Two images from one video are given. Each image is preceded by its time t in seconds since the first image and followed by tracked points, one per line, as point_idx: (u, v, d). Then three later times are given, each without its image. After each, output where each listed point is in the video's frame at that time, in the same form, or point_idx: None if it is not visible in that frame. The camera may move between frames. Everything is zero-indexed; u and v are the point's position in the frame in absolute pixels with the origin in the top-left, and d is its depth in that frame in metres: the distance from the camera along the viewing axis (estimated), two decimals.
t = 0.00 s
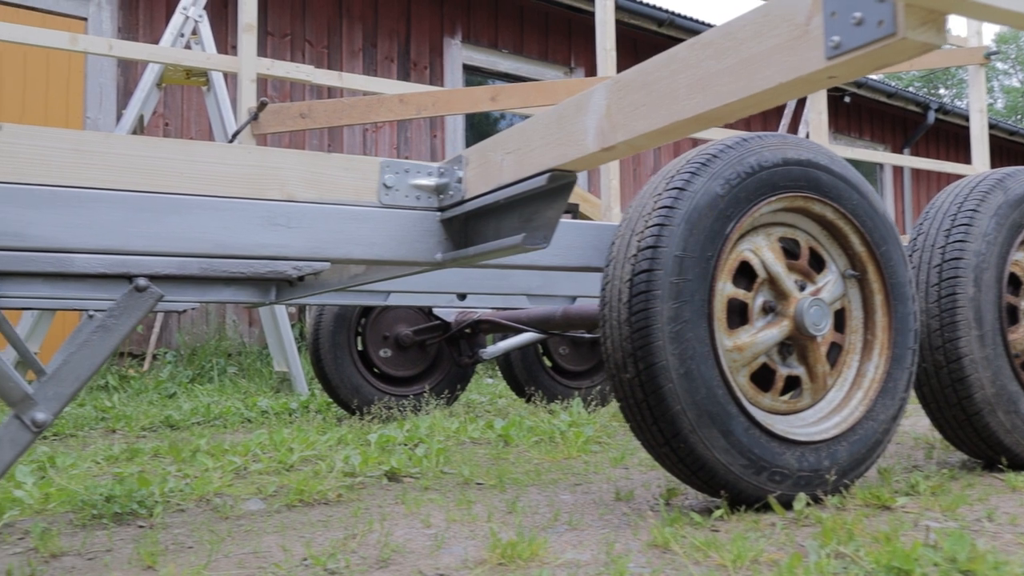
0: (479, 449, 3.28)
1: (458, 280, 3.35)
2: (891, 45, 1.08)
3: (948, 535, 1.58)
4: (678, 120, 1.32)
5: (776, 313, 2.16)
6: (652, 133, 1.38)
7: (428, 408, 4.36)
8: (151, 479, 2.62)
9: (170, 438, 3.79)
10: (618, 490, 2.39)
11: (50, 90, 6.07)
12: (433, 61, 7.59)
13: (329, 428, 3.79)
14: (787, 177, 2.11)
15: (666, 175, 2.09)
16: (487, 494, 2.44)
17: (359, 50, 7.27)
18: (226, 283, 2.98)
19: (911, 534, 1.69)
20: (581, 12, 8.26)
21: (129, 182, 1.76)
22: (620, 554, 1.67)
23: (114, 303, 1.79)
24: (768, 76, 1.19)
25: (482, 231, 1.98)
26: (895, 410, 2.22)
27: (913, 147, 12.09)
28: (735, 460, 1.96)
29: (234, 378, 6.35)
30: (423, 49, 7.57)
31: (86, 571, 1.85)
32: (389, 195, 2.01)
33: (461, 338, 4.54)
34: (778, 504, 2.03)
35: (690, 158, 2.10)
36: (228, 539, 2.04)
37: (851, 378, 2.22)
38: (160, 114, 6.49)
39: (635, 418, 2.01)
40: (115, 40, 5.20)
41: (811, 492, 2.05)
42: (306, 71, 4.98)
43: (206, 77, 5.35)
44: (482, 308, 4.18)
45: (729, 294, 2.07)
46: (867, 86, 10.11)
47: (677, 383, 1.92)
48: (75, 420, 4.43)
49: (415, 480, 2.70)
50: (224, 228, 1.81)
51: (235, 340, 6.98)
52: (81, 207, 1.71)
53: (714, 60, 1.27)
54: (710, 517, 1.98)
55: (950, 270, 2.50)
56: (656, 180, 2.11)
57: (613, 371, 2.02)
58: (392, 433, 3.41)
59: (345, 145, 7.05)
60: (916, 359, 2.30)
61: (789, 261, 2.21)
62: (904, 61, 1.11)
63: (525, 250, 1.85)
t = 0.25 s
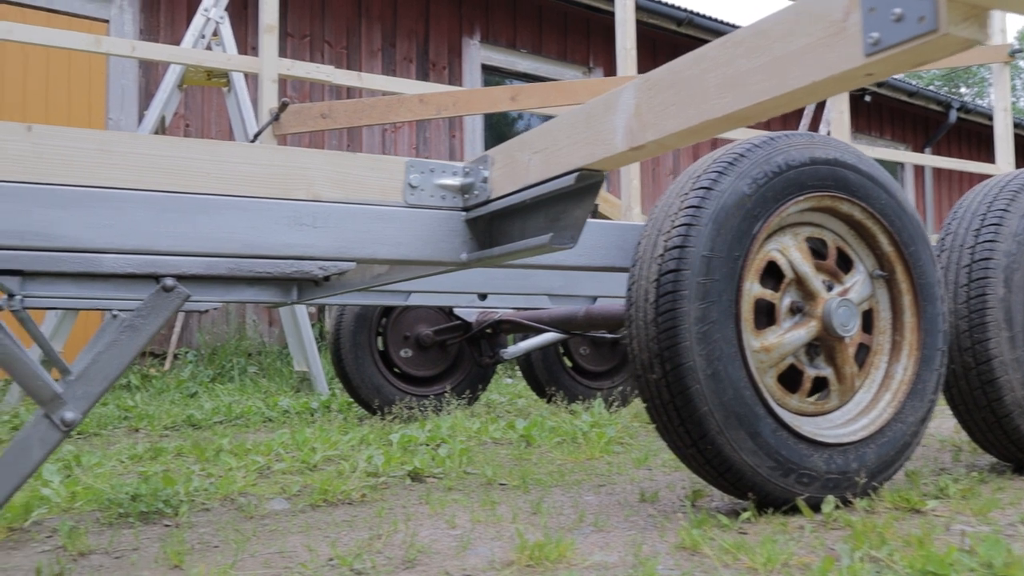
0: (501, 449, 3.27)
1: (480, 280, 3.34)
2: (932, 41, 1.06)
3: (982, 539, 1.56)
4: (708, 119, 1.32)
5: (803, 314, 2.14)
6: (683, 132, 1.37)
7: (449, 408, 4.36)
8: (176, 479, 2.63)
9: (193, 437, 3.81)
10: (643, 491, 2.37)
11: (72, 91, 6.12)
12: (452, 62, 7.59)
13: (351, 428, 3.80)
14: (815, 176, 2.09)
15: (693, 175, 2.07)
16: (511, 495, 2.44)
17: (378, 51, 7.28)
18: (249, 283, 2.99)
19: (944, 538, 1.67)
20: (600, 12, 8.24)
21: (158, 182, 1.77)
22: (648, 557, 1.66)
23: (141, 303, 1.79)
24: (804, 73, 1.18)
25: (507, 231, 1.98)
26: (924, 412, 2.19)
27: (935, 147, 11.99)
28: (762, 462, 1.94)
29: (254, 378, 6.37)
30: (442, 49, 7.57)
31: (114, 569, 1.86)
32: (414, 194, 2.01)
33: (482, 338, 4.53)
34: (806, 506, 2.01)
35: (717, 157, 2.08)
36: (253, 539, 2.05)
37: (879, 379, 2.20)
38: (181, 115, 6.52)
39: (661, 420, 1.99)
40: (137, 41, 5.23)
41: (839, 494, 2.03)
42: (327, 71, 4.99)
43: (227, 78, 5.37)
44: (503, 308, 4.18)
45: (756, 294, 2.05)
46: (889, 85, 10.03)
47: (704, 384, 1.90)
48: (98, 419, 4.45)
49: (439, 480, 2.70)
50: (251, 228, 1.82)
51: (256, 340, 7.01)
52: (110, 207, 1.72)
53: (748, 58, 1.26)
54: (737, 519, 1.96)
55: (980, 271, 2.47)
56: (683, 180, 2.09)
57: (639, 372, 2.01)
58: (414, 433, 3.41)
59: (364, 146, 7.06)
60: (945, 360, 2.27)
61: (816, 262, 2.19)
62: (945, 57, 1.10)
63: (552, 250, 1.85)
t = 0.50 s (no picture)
0: (523, 449, 3.27)
1: (501, 278, 3.33)
2: (973, 35, 1.05)
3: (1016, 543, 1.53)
4: (741, 116, 1.32)
5: (831, 313, 2.12)
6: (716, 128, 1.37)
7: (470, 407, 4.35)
8: (200, 476, 2.64)
9: (215, 435, 3.82)
10: (668, 491, 2.36)
11: (96, 91, 6.18)
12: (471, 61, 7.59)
13: (372, 426, 3.80)
14: (843, 174, 2.07)
15: (719, 173, 2.05)
16: (535, 494, 2.43)
17: (398, 50, 7.28)
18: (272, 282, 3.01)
19: (977, 541, 1.64)
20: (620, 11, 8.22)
21: (185, 181, 1.78)
22: (676, 557, 1.65)
23: (168, 302, 1.80)
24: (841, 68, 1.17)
25: (532, 230, 1.97)
26: (953, 413, 2.17)
27: (958, 145, 11.87)
28: (790, 462, 1.92)
29: (275, 376, 6.39)
30: (461, 48, 7.57)
31: (141, 566, 1.86)
32: (439, 193, 2.00)
33: (503, 337, 4.52)
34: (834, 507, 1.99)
35: (744, 155, 2.06)
36: (278, 537, 2.05)
37: (908, 380, 2.18)
38: (202, 115, 6.56)
39: (687, 419, 1.98)
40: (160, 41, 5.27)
41: (867, 496, 2.00)
42: (348, 71, 5.00)
43: (248, 78, 5.39)
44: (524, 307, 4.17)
45: (783, 293, 2.03)
46: (911, 83, 9.94)
47: (731, 383, 1.88)
48: (122, 417, 4.48)
49: (462, 479, 2.69)
50: (277, 226, 1.82)
51: (276, 339, 7.04)
52: (137, 205, 1.72)
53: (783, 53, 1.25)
54: (763, 520, 1.95)
55: (1010, 270, 2.44)
56: (709, 178, 2.08)
57: (664, 371, 2.00)
58: (436, 432, 3.40)
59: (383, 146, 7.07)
60: (975, 361, 2.24)
61: (844, 260, 2.17)
62: (986, 52, 1.08)
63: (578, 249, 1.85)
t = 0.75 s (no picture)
0: (545, 440, 3.27)
1: (523, 269, 3.33)
2: (1013, 19, 1.04)
3: None
4: (772, 104, 1.31)
5: (859, 304, 2.10)
6: (746, 117, 1.36)
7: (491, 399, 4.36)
8: (225, 466, 2.66)
9: (238, 425, 3.85)
10: (692, 483, 2.35)
11: (118, 83, 6.22)
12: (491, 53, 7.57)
13: (394, 417, 3.81)
14: (872, 164, 2.05)
15: (746, 163, 2.04)
16: (558, 485, 2.43)
17: (417, 42, 7.28)
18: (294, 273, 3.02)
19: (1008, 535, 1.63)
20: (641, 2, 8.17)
21: (211, 173, 1.77)
22: (703, 548, 1.64)
23: (195, 291, 1.81)
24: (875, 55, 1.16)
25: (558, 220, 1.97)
26: (982, 405, 2.14)
27: (982, 136, 11.74)
28: (817, 454, 1.91)
29: (295, 367, 6.42)
30: (481, 39, 7.56)
31: (168, 553, 1.88)
32: (464, 182, 1.99)
33: (524, 328, 4.51)
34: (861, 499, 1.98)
35: (771, 145, 2.05)
36: (304, 526, 2.06)
37: (936, 371, 2.16)
38: (223, 107, 6.58)
39: (713, 410, 1.97)
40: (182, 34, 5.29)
41: (895, 488, 1.99)
42: (369, 62, 5.01)
43: (269, 69, 5.40)
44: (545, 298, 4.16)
45: (810, 284, 2.02)
46: (935, 74, 9.84)
47: (757, 374, 1.87)
48: (145, 407, 4.52)
49: (485, 469, 2.69)
50: (304, 217, 1.82)
51: (296, 330, 7.07)
52: (165, 195, 1.73)
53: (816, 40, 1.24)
54: (790, 512, 1.94)
55: None
56: (736, 168, 2.06)
57: (690, 362, 1.99)
58: (458, 423, 3.41)
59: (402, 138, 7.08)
60: (1004, 353, 2.22)
61: (872, 251, 2.15)
62: None
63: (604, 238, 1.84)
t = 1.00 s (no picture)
0: (567, 427, 3.27)
1: (545, 256, 3.32)
2: None
3: None
4: (804, 88, 1.31)
5: (887, 291, 2.09)
6: (776, 101, 1.36)
7: (512, 386, 4.36)
8: (249, 451, 2.67)
9: (261, 412, 3.87)
10: (716, 470, 2.34)
11: (139, 71, 6.25)
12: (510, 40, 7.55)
13: (416, 404, 3.82)
14: (901, 149, 2.03)
15: (773, 148, 2.02)
16: (581, 471, 2.43)
17: (436, 29, 7.26)
18: (315, 259, 3.03)
19: None
20: None
21: (236, 158, 1.77)
22: (729, 535, 1.64)
23: (222, 276, 1.81)
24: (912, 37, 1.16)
25: (582, 206, 1.96)
26: (1011, 394, 2.12)
27: (1006, 123, 11.60)
28: (844, 442, 1.90)
29: (316, 354, 6.45)
30: (500, 27, 7.53)
31: (196, 536, 1.89)
32: (489, 168, 1.98)
33: (545, 316, 4.50)
34: (889, 488, 1.96)
35: (798, 131, 2.03)
36: (329, 510, 2.07)
37: (964, 359, 2.14)
38: (243, 95, 6.60)
39: (739, 397, 1.96)
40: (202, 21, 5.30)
41: (922, 477, 1.97)
42: (390, 49, 5.00)
43: (289, 57, 5.41)
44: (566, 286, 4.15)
45: (838, 270, 2.00)
46: (959, 60, 9.71)
47: (784, 361, 1.86)
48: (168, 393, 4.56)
49: (507, 456, 2.70)
50: (329, 201, 1.83)
51: (316, 317, 7.10)
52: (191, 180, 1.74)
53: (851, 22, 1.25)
54: (816, 500, 1.93)
55: None
56: (763, 153, 2.04)
57: (716, 349, 1.98)
58: (480, 409, 3.41)
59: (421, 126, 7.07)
60: None
61: (901, 238, 2.13)
62: None
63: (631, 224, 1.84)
